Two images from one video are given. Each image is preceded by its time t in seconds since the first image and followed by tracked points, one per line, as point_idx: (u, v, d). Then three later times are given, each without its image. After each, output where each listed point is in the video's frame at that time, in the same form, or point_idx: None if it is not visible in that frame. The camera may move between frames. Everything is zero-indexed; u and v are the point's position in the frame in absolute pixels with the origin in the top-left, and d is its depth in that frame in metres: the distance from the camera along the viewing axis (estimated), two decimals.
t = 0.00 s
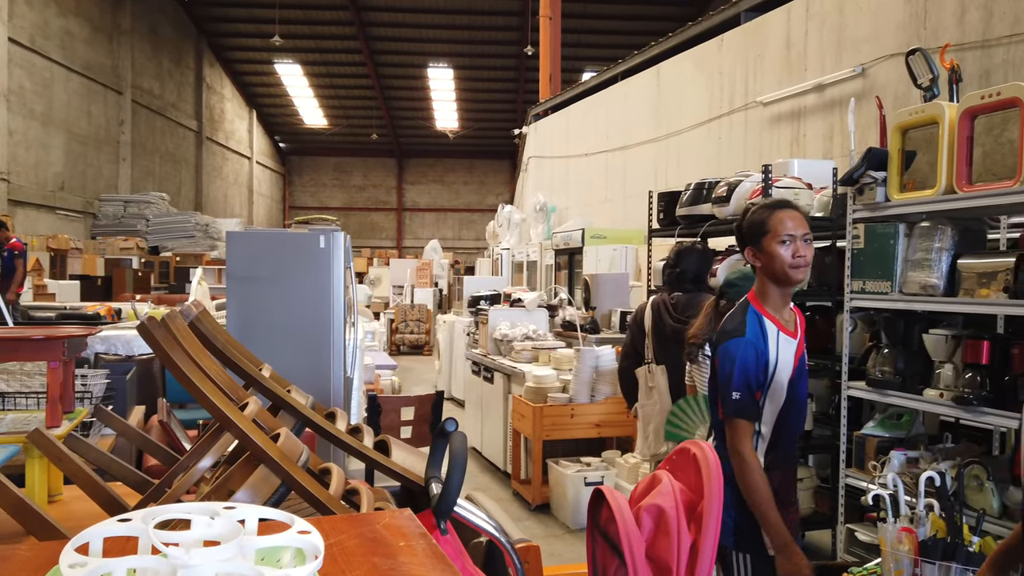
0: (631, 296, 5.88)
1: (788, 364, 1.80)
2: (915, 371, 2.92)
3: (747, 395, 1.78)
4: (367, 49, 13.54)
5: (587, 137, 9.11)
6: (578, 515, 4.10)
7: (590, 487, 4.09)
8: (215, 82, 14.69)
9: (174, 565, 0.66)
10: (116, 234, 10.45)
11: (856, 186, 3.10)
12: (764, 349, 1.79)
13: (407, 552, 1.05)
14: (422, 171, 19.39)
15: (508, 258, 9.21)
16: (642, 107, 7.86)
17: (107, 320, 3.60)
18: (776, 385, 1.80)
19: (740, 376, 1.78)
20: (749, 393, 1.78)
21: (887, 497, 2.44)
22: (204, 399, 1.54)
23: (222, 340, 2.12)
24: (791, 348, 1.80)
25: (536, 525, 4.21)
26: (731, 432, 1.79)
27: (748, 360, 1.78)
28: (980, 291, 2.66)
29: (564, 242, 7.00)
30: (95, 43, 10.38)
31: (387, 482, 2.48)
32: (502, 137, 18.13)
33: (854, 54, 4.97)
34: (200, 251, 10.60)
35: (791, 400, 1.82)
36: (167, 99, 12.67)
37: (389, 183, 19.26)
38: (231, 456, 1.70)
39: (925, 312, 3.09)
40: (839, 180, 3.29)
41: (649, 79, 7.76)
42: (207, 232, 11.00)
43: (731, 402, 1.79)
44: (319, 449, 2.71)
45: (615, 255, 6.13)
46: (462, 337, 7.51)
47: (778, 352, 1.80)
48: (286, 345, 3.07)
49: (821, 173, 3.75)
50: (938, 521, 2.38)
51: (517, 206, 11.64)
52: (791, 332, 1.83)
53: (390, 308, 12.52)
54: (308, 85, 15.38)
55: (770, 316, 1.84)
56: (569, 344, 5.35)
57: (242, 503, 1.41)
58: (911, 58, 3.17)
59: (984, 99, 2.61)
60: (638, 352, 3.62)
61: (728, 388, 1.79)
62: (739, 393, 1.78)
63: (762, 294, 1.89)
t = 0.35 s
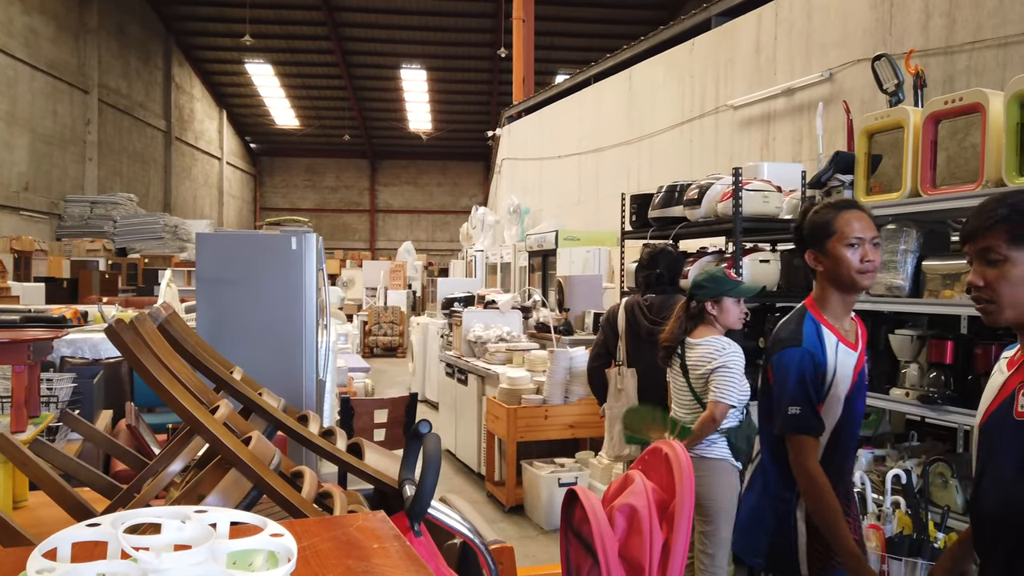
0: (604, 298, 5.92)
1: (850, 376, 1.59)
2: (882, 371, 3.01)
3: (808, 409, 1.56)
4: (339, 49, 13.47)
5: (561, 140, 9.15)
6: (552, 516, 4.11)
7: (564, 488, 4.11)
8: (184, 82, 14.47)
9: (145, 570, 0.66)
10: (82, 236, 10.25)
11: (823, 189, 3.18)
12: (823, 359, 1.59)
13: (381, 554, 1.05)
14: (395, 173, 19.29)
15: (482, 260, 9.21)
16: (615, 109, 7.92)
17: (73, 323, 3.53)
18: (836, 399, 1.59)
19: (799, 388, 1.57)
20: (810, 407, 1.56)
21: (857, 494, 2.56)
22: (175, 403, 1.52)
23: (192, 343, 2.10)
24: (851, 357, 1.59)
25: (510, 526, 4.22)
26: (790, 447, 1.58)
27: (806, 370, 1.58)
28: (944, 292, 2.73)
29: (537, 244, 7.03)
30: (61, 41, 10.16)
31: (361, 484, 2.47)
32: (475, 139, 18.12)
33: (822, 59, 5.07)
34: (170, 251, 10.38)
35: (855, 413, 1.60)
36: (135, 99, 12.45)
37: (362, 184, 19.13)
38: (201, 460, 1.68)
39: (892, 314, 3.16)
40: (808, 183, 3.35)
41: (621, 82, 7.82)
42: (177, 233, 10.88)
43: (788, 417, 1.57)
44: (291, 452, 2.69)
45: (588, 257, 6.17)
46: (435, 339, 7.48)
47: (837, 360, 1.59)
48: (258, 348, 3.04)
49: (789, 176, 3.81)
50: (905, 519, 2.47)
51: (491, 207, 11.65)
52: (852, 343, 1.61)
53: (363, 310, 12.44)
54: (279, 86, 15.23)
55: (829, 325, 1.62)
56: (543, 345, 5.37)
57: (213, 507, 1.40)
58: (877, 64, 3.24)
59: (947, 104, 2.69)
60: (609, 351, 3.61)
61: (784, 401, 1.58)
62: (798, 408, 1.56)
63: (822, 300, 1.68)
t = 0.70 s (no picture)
0: (584, 300, 5.94)
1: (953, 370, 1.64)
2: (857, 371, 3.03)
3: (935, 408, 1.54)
4: (318, 50, 13.40)
5: (541, 143, 9.17)
6: (532, 517, 4.12)
7: (545, 489, 4.12)
8: (160, 82, 14.29)
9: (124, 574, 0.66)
10: (55, 238, 10.08)
11: (800, 192, 3.21)
12: (940, 357, 1.60)
13: (362, 556, 1.04)
14: (375, 174, 19.20)
15: (462, 262, 9.21)
16: (594, 112, 7.95)
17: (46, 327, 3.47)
18: (950, 396, 1.61)
19: (924, 386, 1.55)
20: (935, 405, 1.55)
21: (833, 494, 2.56)
22: (152, 407, 1.51)
23: (169, 346, 2.07)
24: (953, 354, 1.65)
25: (490, 528, 4.22)
26: (915, 452, 1.53)
27: (930, 366, 1.58)
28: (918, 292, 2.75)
29: (518, 246, 7.05)
30: (34, 40, 10.00)
31: (340, 488, 2.45)
32: (455, 140, 18.09)
33: (798, 63, 5.14)
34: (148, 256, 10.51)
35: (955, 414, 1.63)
36: (110, 99, 12.28)
37: (341, 186, 19.03)
38: (179, 465, 1.67)
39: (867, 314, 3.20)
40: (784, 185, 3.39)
41: (601, 85, 7.85)
42: (152, 235, 10.76)
43: (917, 417, 1.53)
44: (270, 455, 2.67)
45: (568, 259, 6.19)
46: (416, 342, 7.46)
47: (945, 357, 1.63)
48: (237, 351, 3.02)
49: (766, 179, 3.86)
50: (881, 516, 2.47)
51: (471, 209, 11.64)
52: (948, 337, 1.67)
53: (342, 313, 12.38)
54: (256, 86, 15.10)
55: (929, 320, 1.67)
56: (523, 347, 5.38)
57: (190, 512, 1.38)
58: (852, 69, 3.29)
59: (921, 108, 2.72)
60: (588, 356, 3.61)
61: (914, 402, 1.54)
62: (929, 407, 1.53)
63: (913, 295, 1.71)
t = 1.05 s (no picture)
0: (571, 301, 5.94)
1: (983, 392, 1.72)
2: (843, 373, 3.06)
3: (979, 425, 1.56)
4: (304, 50, 13.34)
5: (528, 144, 9.17)
6: (520, 519, 4.12)
7: (532, 491, 4.12)
8: (144, 82, 14.16)
9: None
10: (38, 238, 9.93)
11: (785, 194, 3.21)
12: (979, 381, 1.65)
13: (349, 561, 1.03)
14: (361, 175, 19.13)
15: (449, 263, 9.19)
16: (581, 113, 7.97)
17: (28, 329, 3.43)
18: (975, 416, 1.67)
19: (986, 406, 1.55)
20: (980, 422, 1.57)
21: (818, 496, 2.55)
22: (135, 411, 1.49)
23: (154, 348, 2.05)
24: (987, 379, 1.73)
25: (478, 530, 4.21)
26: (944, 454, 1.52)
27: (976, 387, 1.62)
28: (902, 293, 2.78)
29: (505, 247, 7.04)
30: (16, 39, 9.86)
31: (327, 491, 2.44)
32: (442, 141, 18.05)
33: (783, 65, 5.17)
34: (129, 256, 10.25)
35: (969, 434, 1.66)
36: (94, 98, 12.15)
37: (327, 187, 18.94)
38: (163, 469, 1.65)
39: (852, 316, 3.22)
40: (770, 188, 3.41)
41: (588, 86, 7.86)
42: (137, 235, 10.67)
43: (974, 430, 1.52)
44: (255, 458, 2.65)
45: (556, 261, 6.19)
46: (403, 343, 7.43)
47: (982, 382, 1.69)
48: (223, 354, 2.99)
49: (752, 181, 3.88)
50: (866, 517, 2.48)
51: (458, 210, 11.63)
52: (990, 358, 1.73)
53: (329, 314, 12.32)
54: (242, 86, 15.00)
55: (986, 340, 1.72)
56: (511, 349, 5.38)
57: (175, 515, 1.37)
58: (837, 70, 3.31)
59: (905, 111, 2.74)
60: (574, 362, 3.60)
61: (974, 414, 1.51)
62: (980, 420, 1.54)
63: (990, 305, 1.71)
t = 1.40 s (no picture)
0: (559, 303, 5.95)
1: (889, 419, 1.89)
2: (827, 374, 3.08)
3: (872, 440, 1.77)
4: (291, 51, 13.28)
5: (515, 145, 9.18)
6: (508, 521, 4.12)
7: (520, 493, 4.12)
8: (129, 82, 14.04)
9: None
10: (20, 240, 9.80)
11: (770, 197, 3.23)
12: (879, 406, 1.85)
13: (337, 564, 1.03)
14: (348, 177, 19.06)
15: (437, 264, 9.19)
16: (569, 115, 7.98)
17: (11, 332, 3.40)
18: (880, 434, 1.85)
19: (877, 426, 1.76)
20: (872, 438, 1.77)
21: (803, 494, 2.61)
22: (121, 413, 1.48)
23: (139, 351, 2.04)
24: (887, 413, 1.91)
25: (465, 532, 4.21)
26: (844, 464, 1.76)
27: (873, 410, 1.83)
28: (886, 296, 2.84)
29: (492, 248, 7.04)
30: None
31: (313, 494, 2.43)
32: (429, 143, 18.02)
33: (769, 68, 5.21)
34: (114, 258, 10.07)
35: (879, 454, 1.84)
36: (78, 99, 12.04)
37: (314, 188, 18.87)
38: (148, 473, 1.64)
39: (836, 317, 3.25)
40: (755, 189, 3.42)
41: (575, 88, 7.88)
42: (121, 237, 10.56)
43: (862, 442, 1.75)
44: (241, 461, 2.64)
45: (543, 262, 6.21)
46: (391, 345, 7.42)
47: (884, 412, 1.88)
48: (208, 356, 2.97)
49: (738, 183, 3.91)
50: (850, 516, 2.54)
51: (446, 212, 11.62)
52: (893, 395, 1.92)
53: (316, 316, 12.27)
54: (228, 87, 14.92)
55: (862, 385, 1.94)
56: (498, 350, 5.38)
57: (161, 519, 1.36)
58: (821, 74, 3.34)
59: (889, 114, 2.78)
60: (560, 363, 3.63)
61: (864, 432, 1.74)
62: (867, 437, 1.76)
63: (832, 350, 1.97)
